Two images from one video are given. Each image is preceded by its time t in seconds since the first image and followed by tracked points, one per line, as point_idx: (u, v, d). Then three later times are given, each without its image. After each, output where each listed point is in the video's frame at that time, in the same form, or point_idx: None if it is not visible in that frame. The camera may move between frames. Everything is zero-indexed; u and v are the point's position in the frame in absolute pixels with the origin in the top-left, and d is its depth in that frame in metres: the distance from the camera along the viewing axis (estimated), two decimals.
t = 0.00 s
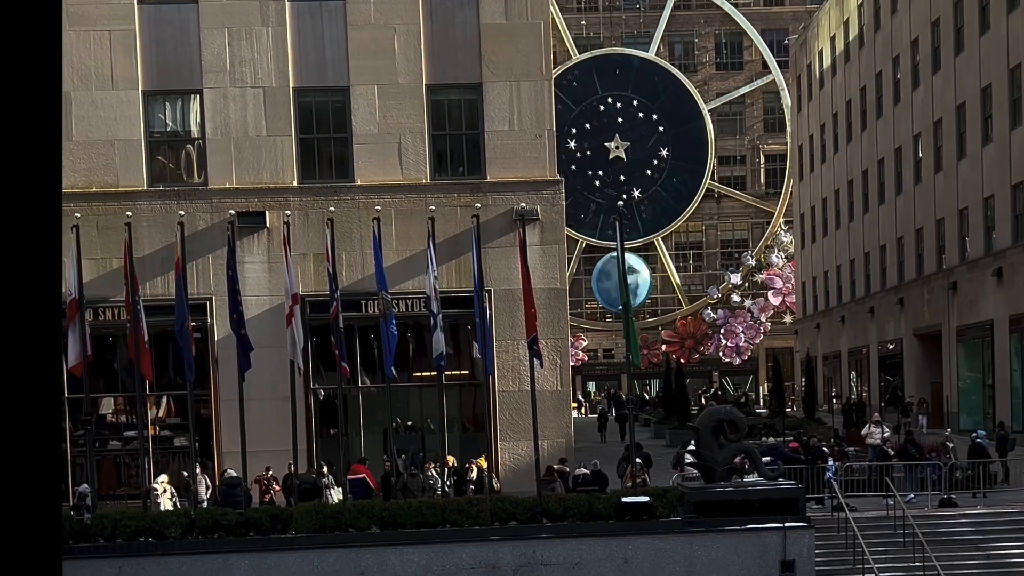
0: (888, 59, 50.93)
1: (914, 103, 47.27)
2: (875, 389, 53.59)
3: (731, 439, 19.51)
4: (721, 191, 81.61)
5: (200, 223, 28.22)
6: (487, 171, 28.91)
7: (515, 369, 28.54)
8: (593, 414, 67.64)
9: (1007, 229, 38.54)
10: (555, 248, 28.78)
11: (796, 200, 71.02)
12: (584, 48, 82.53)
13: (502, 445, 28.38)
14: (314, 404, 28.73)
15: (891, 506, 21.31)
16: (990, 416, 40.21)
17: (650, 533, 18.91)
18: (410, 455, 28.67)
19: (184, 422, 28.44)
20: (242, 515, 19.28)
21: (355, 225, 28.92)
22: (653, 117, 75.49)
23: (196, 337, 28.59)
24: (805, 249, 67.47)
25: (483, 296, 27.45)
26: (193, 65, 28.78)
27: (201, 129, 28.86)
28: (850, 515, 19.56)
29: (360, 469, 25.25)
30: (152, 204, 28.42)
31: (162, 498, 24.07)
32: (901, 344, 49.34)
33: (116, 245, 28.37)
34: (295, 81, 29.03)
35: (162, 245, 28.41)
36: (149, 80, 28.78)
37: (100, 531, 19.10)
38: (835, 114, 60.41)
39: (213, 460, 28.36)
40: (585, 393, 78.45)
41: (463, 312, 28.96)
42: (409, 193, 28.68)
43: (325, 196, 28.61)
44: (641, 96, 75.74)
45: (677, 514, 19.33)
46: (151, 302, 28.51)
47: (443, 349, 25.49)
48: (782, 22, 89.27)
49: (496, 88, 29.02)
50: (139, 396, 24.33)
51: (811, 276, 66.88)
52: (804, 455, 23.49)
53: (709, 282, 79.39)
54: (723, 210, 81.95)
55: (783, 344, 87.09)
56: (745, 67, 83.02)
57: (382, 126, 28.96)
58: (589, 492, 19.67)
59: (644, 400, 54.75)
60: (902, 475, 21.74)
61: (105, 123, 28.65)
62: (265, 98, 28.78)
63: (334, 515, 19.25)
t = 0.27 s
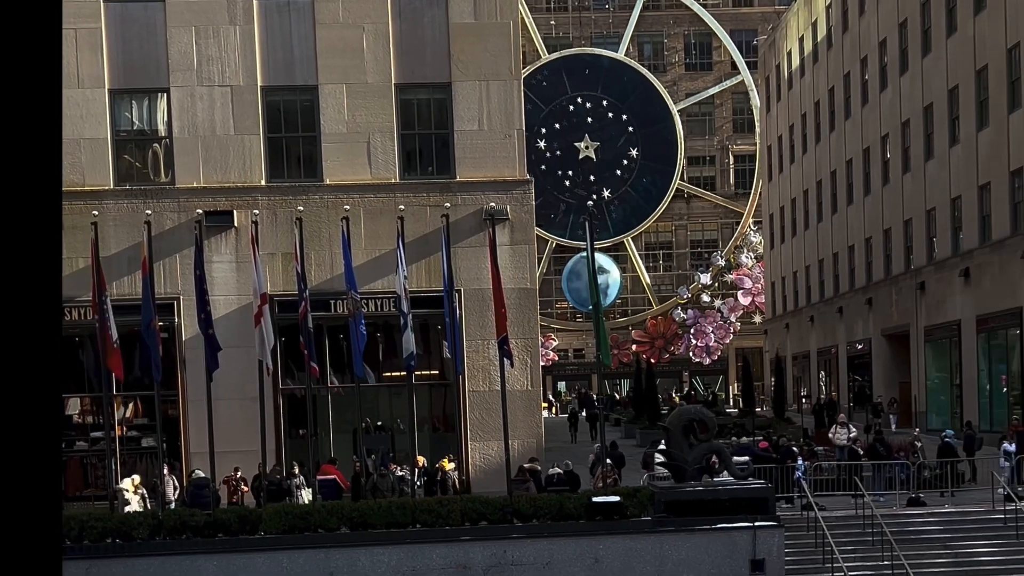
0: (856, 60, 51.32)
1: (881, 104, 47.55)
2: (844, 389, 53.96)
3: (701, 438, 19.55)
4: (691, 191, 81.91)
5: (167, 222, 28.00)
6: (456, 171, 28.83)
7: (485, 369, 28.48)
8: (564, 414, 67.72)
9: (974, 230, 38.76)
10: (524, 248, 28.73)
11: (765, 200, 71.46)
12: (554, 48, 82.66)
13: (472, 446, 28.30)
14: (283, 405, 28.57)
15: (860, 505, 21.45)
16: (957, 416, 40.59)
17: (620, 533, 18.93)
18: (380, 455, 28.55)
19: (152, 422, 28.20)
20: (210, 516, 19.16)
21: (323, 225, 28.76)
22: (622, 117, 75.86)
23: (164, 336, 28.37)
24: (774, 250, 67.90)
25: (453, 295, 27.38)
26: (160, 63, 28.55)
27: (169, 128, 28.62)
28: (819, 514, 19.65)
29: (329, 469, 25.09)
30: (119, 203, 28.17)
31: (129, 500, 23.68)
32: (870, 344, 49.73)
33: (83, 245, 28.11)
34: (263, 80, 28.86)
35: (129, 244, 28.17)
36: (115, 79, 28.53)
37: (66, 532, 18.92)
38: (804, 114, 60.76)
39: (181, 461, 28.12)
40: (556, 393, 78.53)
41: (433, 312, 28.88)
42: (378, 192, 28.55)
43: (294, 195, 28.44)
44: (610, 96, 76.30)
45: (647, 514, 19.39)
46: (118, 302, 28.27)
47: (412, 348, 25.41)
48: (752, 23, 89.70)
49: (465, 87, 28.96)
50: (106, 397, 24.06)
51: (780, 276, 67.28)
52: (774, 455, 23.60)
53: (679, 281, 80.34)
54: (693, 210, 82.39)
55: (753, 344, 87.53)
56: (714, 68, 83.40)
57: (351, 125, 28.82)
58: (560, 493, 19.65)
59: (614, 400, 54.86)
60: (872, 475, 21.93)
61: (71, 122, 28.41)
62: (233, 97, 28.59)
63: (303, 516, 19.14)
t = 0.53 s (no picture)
0: (824, 61, 51.70)
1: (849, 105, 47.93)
2: (812, 389, 54.31)
3: (670, 438, 19.58)
4: (660, 191, 82.19)
5: (133, 221, 27.77)
6: (425, 170, 28.73)
7: (455, 369, 28.42)
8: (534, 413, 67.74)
9: (942, 231, 39.36)
10: (494, 248, 28.68)
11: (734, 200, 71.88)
12: (522, 48, 82.73)
13: (442, 446, 28.23)
14: (251, 405, 28.40)
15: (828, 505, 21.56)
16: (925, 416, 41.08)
17: (590, 533, 18.93)
18: (349, 455, 28.43)
19: (118, 423, 27.96)
20: (177, 517, 19.00)
21: (291, 224, 28.59)
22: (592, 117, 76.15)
23: (130, 336, 28.12)
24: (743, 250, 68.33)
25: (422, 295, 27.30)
26: (126, 61, 28.30)
27: (135, 126, 28.35)
28: (788, 514, 19.77)
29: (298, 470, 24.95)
30: (84, 202, 27.90)
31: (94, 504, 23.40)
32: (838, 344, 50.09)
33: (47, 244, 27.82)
34: (230, 78, 28.68)
35: (95, 244, 27.91)
36: (81, 77, 28.26)
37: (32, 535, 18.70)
38: (772, 115, 61.11)
39: (147, 461, 27.89)
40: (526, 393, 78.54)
41: (402, 312, 28.80)
42: (347, 192, 28.41)
43: (262, 194, 28.26)
44: (580, 96, 75.92)
45: (618, 514, 19.53)
46: (84, 302, 28.00)
47: (382, 348, 25.32)
48: (721, 24, 90.13)
49: (434, 87, 28.87)
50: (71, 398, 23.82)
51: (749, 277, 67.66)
52: (743, 455, 23.68)
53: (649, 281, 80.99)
54: (662, 211, 82.76)
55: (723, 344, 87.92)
56: (683, 69, 83.76)
57: (319, 124, 28.67)
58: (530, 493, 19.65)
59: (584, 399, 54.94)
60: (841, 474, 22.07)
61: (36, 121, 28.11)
62: (200, 96, 28.38)
63: (271, 517, 19.02)
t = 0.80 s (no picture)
0: (793, 62, 52.02)
1: (817, 107, 48.22)
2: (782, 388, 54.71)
3: (640, 439, 19.63)
4: (630, 192, 82.39)
5: (100, 221, 27.51)
6: (394, 170, 28.61)
7: (425, 370, 28.35)
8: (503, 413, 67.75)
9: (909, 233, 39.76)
10: (463, 248, 28.61)
11: (703, 200, 72.19)
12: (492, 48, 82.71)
13: (411, 447, 28.17)
14: (219, 406, 28.20)
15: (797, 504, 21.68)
16: (892, 415, 41.49)
17: (561, 533, 18.94)
18: (318, 456, 28.30)
19: (84, 424, 27.69)
20: (144, 518, 18.88)
21: (259, 224, 28.42)
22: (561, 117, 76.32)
23: (96, 337, 27.86)
24: (713, 251, 68.67)
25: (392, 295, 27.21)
26: (92, 59, 28.03)
27: (101, 125, 28.07)
28: (758, 514, 19.85)
29: (267, 471, 24.82)
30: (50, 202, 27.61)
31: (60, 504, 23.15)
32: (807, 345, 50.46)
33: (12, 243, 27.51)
34: (197, 77, 28.48)
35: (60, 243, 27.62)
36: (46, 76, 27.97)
37: None
38: (741, 116, 61.44)
39: (114, 462, 27.63)
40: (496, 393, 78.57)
41: (371, 312, 28.70)
42: (315, 192, 28.27)
43: (230, 193, 28.08)
44: (549, 97, 76.59)
45: (587, 515, 19.29)
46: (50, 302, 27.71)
47: (351, 348, 25.22)
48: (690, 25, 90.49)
49: (403, 86, 28.77)
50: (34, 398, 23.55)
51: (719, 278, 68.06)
52: (714, 455, 23.77)
53: (619, 282, 81.20)
54: (632, 211, 83.05)
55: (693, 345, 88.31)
56: (652, 69, 83.99)
57: (287, 124, 28.52)
58: (500, 494, 19.59)
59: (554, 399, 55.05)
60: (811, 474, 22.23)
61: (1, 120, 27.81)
62: (167, 95, 28.17)
63: (240, 517, 18.90)
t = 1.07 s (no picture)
0: (761, 64, 52.32)
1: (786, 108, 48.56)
2: (750, 388, 54.94)
3: (610, 439, 19.62)
4: (599, 192, 82.54)
5: (65, 220, 27.24)
6: (363, 169, 28.49)
7: (393, 370, 28.26)
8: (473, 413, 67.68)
9: (877, 235, 40.10)
10: (432, 248, 28.53)
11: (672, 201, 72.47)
12: (461, 48, 82.65)
13: (380, 447, 28.08)
14: (186, 406, 27.98)
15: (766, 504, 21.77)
16: (861, 416, 41.74)
17: (531, 533, 18.91)
18: (286, 457, 28.14)
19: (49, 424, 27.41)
20: (109, 519, 18.72)
21: (226, 224, 28.21)
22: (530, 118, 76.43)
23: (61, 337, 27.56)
24: (682, 253, 68.95)
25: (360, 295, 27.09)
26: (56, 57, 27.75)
27: (66, 123, 27.77)
28: (727, 514, 19.92)
29: (235, 472, 24.64)
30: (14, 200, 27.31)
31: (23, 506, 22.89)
32: (776, 345, 50.79)
33: None
34: (164, 76, 28.25)
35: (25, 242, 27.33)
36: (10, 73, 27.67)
37: None
38: (710, 118, 61.74)
39: (80, 463, 27.37)
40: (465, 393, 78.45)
41: (340, 312, 28.56)
42: (283, 191, 28.10)
43: (197, 193, 27.87)
44: (518, 97, 76.45)
45: (556, 515, 19.39)
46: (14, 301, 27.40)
47: (320, 349, 25.07)
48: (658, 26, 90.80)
49: (371, 86, 28.67)
50: None
51: (688, 278, 68.34)
52: (683, 455, 23.82)
53: (589, 283, 81.32)
54: (601, 212, 83.22)
55: (662, 345, 88.59)
56: (621, 70, 84.20)
57: (254, 122, 28.32)
58: (469, 495, 19.55)
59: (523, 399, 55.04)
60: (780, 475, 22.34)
61: None
62: (133, 93, 27.93)
63: (206, 519, 18.76)
